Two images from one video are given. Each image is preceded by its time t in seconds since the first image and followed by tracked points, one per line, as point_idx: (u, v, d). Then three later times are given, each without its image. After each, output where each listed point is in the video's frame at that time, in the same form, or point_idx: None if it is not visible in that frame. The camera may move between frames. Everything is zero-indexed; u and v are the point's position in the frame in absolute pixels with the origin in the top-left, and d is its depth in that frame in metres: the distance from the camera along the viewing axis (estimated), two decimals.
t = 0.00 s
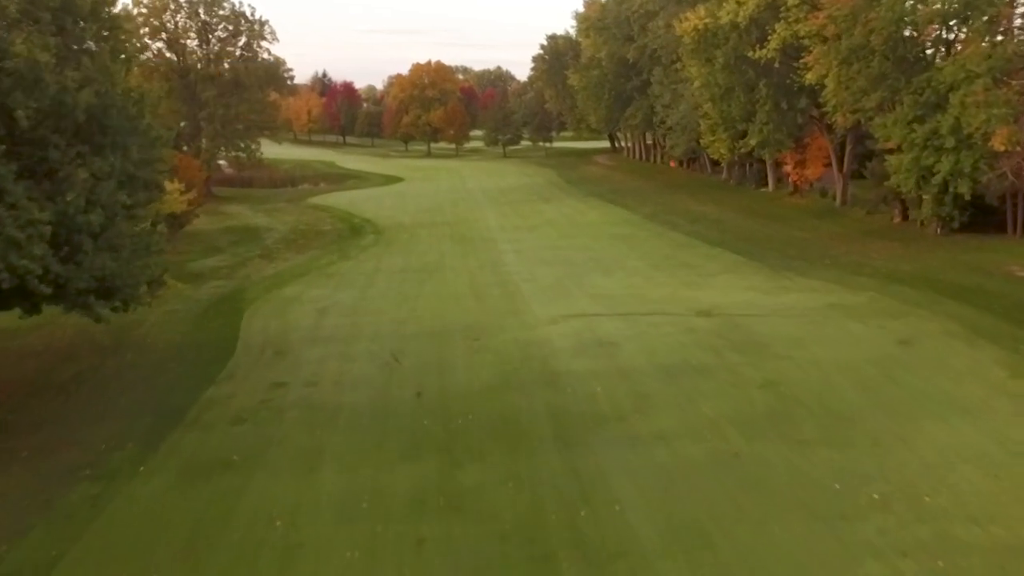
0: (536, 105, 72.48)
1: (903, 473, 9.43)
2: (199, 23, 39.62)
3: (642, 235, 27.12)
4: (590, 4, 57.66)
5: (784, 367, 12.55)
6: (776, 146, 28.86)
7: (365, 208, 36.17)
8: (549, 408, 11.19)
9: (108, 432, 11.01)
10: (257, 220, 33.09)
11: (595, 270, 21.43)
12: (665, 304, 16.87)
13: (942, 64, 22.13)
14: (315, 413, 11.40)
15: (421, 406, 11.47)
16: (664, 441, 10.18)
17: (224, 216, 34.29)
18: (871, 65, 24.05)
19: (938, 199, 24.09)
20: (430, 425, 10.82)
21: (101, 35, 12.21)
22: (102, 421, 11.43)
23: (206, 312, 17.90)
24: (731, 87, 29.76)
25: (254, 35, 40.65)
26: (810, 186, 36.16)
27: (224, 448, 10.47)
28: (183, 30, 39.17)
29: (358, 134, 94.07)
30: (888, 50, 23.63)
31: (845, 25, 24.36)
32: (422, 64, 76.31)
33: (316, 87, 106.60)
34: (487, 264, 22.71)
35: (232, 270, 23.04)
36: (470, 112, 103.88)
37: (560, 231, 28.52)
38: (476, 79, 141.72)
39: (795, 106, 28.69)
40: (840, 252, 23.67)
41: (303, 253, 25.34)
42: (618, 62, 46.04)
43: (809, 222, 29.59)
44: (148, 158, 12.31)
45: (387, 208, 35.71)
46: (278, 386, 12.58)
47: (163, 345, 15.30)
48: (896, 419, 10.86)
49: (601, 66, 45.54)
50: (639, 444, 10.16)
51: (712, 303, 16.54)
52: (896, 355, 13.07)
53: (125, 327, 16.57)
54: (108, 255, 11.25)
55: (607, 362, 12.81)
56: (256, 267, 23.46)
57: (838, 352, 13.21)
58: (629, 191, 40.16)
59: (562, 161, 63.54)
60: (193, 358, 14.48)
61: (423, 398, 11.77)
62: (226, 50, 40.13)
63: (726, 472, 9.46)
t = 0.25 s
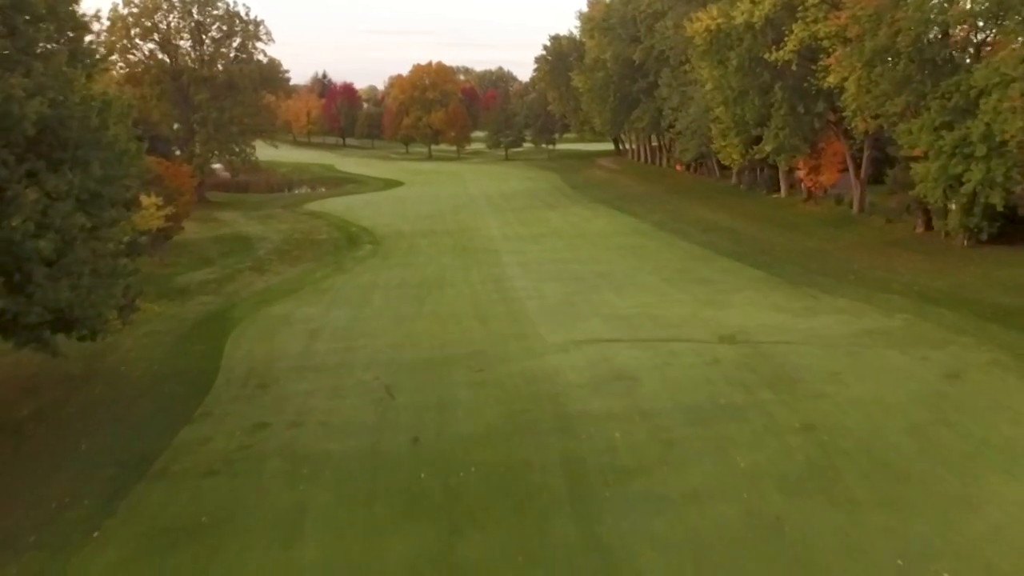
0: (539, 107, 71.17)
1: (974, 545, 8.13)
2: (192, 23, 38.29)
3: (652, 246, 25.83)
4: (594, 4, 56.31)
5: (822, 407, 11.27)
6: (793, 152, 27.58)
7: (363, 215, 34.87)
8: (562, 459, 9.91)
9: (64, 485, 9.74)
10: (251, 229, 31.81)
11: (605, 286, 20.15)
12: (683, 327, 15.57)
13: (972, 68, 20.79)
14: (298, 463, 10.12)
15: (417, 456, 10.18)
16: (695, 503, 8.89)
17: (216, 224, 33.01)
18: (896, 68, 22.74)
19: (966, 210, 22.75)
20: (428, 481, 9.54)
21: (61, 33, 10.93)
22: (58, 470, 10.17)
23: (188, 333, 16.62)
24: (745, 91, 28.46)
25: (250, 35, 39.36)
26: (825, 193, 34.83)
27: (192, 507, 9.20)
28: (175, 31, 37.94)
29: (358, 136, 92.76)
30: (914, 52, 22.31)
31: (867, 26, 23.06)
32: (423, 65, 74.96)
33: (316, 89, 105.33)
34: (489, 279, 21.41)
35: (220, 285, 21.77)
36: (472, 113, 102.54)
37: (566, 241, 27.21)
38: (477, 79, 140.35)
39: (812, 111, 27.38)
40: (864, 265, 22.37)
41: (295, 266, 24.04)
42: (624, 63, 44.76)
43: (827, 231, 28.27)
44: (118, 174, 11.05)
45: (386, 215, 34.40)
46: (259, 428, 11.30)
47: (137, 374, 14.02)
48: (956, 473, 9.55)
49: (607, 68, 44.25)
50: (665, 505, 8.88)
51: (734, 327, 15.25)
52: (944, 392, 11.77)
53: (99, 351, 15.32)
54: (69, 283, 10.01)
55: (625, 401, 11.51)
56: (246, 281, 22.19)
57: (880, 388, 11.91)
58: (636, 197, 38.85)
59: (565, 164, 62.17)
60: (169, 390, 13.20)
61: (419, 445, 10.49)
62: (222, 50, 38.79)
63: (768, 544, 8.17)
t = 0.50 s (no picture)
0: (541, 108, 70.07)
1: None
2: (185, 23, 37.14)
3: (662, 256, 24.73)
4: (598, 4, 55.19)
5: (862, 450, 10.15)
6: (807, 157, 26.43)
7: (360, 221, 33.78)
8: (575, 517, 8.74)
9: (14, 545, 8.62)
10: (244, 236, 30.72)
11: (614, 302, 19.02)
12: (702, 351, 14.45)
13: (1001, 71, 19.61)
14: (279, 518, 9.00)
15: (413, 510, 9.03)
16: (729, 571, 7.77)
17: (208, 231, 31.91)
18: (919, 71, 21.56)
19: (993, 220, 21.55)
20: (424, 541, 8.41)
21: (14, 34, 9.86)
22: (10, 525, 9.04)
23: (169, 356, 15.51)
24: (758, 94, 27.31)
25: (245, 35, 38.20)
26: (838, 199, 33.66)
27: (156, 572, 8.07)
28: (167, 31, 36.82)
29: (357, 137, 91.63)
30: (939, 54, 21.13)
31: (889, 26, 21.90)
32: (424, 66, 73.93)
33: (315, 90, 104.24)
34: (492, 293, 20.27)
35: (208, 299, 20.63)
36: (473, 115, 101.50)
37: (572, 250, 26.10)
38: (478, 80, 139.22)
39: (829, 115, 26.26)
40: (885, 278, 21.26)
41: (288, 277, 22.92)
42: (629, 64, 43.66)
43: (843, 240, 27.13)
44: (82, 191, 10.02)
45: (384, 222, 33.30)
46: (238, 473, 10.17)
47: (110, 403, 12.90)
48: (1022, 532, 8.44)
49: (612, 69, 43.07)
50: (696, 575, 7.75)
51: (756, 352, 14.13)
52: (995, 430, 10.66)
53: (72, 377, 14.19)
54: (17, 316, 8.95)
55: (643, 442, 10.39)
56: (235, 294, 21.05)
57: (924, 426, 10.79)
58: (643, 202, 37.73)
59: (568, 166, 61.06)
60: (143, 423, 12.08)
61: (415, 496, 9.34)
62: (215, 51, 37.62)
63: None
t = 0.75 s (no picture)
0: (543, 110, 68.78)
1: None
2: (177, 24, 35.85)
3: (673, 269, 23.50)
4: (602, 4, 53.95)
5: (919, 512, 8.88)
6: (826, 165, 25.17)
7: (357, 229, 32.55)
8: None
9: None
10: (236, 246, 29.51)
11: (626, 324, 17.74)
12: (725, 384, 13.21)
13: None
14: None
15: None
16: None
17: (199, 240, 30.69)
18: (948, 75, 20.16)
19: None
20: None
21: None
22: None
23: (144, 386, 14.23)
24: (773, 98, 26.01)
25: (239, 36, 36.91)
26: (853, 207, 32.30)
27: None
28: (157, 32, 35.54)
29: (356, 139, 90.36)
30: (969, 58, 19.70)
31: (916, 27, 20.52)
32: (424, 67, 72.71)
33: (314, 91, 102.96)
34: (494, 311, 19.03)
35: (191, 317, 19.35)
36: (474, 116, 100.28)
37: (578, 262, 24.87)
38: (479, 82, 137.95)
39: (848, 120, 25.02)
40: (912, 295, 20.02)
41: (278, 292, 21.69)
42: (634, 66, 42.38)
43: (862, 251, 25.87)
44: (25, 217, 9.03)
45: (382, 230, 32.07)
46: (206, 538, 8.89)
47: (72, 444, 11.67)
48: None
49: (618, 70, 41.77)
50: None
51: (785, 386, 12.87)
52: None
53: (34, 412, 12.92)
54: None
55: (669, 502, 9.13)
56: (221, 312, 19.78)
57: (985, 480, 9.52)
58: (649, 209, 36.48)
59: (571, 170, 59.82)
60: (107, 470, 10.84)
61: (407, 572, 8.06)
62: (208, 52, 36.33)
63: None
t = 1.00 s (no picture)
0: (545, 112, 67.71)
1: None
2: (168, 24, 34.71)
3: (684, 282, 22.39)
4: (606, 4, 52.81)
5: None
6: (843, 172, 24.11)
7: (354, 236, 31.47)
8: None
9: None
10: (227, 254, 28.41)
11: (637, 344, 16.61)
12: (750, 417, 12.09)
13: None
14: None
15: None
16: None
17: (189, 248, 29.59)
18: (978, 79, 18.88)
19: None
20: None
21: None
22: None
23: (117, 416, 13.11)
24: (787, 102, 24.90)
25: (232, 37, 35.77)
26: (868, 214, 31.14)
27: None
28: (147, 32, 34.40)
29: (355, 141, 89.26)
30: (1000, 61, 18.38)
31: (944, 29, 19.28)
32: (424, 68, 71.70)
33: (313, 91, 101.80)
34: (497, 329, 17.93)
35: (174, 334, 18.23)
36: (474, 117, 99.16)
37: (583, 273, 23.78)
38: (480, 82, 136.88)
39: (867, 125, 24.01)
40: (939, 311, 18.91)
41: (268, 306, 20.59)
42: (639, 67, 41.29)
43: (880, 261, 24.75)
44: None
45: (379, 238, 30.98)
46: None
47: (32, 488, 10.57)
48: None
49: (623, 72, 40.61)
50: None
51: (817, 421, 11.74)
52: None
53: None
54: None
55: (699, 569, 8.01)
56: (206, 328, 18.66)
57: None
58: (656, 214, 35.36)
59: (574, 173, 58.71)
60: (66, 521, 9.72)
61: None
62: (201, 54, 35.19)
63: None
